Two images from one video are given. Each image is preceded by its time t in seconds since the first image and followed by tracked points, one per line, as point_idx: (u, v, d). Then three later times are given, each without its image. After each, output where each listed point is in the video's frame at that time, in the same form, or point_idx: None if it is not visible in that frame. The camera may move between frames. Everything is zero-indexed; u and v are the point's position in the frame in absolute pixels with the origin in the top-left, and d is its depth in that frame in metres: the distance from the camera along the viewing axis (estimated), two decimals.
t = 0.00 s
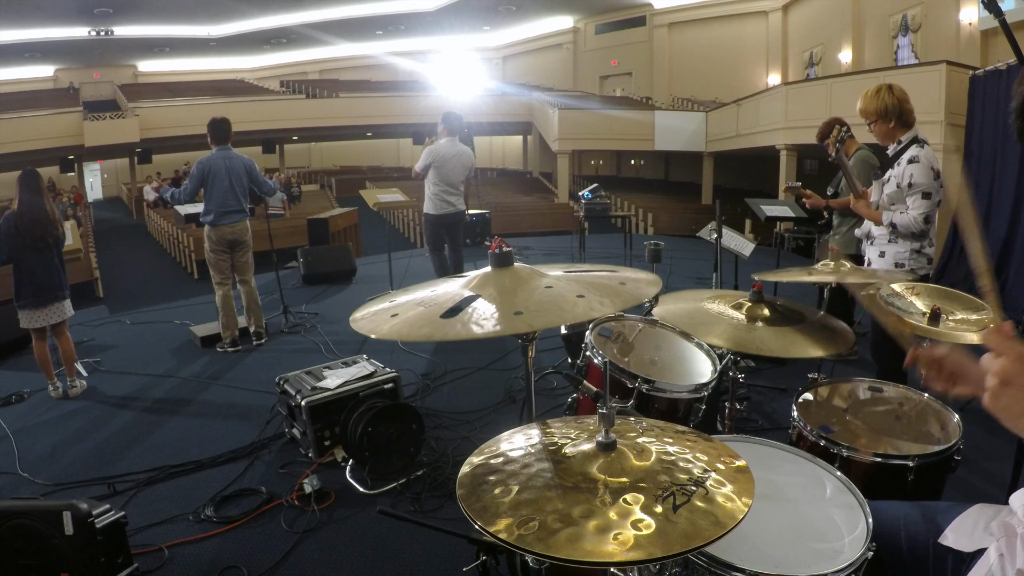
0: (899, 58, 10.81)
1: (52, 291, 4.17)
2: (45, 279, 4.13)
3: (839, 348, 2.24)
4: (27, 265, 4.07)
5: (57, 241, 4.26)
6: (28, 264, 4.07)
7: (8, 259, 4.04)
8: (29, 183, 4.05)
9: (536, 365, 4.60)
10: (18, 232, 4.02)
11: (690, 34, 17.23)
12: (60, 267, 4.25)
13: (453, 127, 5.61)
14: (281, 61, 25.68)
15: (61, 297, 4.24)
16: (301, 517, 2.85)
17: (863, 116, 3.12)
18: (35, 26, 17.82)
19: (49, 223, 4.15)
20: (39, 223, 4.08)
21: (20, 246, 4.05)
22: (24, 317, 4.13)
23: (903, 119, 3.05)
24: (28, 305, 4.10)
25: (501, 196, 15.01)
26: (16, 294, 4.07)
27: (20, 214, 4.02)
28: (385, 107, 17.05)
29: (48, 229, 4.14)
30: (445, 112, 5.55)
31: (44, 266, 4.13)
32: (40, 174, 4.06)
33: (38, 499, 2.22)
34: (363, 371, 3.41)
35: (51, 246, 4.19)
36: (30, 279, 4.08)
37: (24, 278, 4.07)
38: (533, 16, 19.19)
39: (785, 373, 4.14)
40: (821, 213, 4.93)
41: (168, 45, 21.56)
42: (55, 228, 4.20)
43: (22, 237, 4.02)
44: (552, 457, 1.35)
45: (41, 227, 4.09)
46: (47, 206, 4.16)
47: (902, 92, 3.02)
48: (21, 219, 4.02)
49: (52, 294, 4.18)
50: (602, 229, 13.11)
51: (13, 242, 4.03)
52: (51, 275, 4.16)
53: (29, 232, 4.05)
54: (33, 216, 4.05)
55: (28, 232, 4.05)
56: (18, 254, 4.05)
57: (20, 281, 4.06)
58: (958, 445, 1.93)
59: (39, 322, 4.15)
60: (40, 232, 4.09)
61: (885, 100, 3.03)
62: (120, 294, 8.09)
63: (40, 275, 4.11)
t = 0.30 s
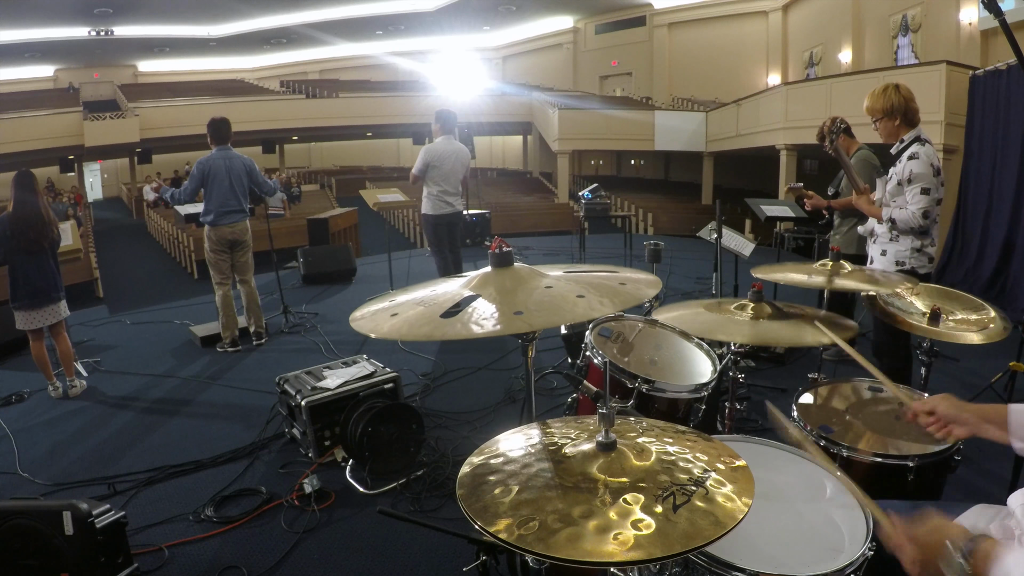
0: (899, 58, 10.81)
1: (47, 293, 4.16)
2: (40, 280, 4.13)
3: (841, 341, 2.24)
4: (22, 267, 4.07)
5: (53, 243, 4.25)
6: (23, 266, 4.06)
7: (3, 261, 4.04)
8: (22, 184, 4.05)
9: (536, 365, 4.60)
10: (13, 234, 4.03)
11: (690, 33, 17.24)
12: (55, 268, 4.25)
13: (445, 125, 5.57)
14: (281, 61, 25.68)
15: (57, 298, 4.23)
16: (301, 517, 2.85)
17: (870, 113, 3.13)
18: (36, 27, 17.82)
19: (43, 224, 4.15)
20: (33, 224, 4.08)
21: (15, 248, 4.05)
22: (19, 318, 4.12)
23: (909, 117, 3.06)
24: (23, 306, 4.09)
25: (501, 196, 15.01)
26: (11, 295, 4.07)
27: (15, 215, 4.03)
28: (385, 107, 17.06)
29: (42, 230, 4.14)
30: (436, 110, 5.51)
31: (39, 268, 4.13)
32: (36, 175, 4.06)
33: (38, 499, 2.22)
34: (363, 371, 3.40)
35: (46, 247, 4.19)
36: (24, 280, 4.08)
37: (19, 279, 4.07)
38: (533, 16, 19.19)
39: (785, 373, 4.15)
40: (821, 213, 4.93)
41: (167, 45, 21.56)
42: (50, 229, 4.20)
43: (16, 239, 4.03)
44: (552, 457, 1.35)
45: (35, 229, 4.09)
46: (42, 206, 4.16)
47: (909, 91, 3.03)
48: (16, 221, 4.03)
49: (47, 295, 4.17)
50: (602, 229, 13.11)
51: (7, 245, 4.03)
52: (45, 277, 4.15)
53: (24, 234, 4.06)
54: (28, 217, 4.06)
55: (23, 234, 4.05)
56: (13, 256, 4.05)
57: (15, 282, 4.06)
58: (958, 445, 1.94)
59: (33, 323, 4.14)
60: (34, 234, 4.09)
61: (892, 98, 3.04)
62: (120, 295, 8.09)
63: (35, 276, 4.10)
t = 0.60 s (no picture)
0: (899, 58, 10.82)
1: (44, 293, 4.16)
2: (37, 281, 4.13)
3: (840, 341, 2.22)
4: (19, 268, 4.07)
5: (50, 244, 4.25)
6: (19, 267, 4.06)
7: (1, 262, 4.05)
8: (20, 185, 4.06)
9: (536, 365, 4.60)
10: (10, 235, 4.04)
11: (690, 33, 17.25)
12: (53, 268, 4.25)
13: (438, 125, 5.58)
14: (281, 61, 25.69)
15: (54, 299, 4.22)
16: (301, 517, 2.85)
17: (872, 115, 3.12)
18: (35, 26, 17.82)
19: (37, 224, 4.14)
20: (28, 225, 4.09)
21: (11, 250, 4.05)
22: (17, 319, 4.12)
23: (912, 119, 3.06)
24: (20, 307, 4.09)
25: (501, 196, 15.02)
26: (9, 296, 4.07)
27: (11, 217, 4.04)
28: (386, 107, 17.07)
29: (38, 231, 4.14)
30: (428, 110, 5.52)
31: (35, 268, 4.12)
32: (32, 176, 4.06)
33: (37, 499, 2.22)
34: (363, 371, 3.40)
35: (43, 248, 4.19)
36: (21, 281, 4.08)
37: (16, 280, 4.07)
38: (533, 16, 19.19)
39: (785, 373, 4.15)
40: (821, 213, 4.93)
41: (167, 45, 21.56)
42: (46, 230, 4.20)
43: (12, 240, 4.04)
44: (552, 457, 1.35)
45: (31, 230, 4.09)
46: (36, 204, 4.15)
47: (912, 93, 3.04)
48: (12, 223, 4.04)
49: (44, 295, 4.16)
50: (602, 229, 13.12)
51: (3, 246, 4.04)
52: (42, 277, 4.15)
53: (20, 235, 4.06)
54: (23, 218, 4.06)
55: (19, 235, 4.06)
56: (9, 257, 4.06)
57: (12, 283, 4.06)
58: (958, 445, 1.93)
59: (32, 323, 4.14)
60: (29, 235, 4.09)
61: (895, 99, 3.04)
62: (120, 295, 8.09)
63: (32, 276, 4.10)
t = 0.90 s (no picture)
0: (899, 58, 10.82)
1: (44, 292, 4.15)
2: (37, 280, 4.12)
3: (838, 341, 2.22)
4: (18, 267, 4.07)
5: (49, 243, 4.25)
6: (18, 267, 4.06)
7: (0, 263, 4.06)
8: (17, 185, 4.06)
9: (536, 365, 4.60)
10: (9, 236, 4.05)
11: (690, 33, 17.24)
12: (53, 269, 4.24)
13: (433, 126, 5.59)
14: (281, 61, 25.69)
15: (55, 298, 4.21)
16: (301, 517, 2.85)
17: (881, 115, 3.12)
18: (35, 26, 17.81)
19: (34, 224, 4.13)
20: (26, 225, 4.09)
21: (9, 250, 4.05)
22: (19, 318, 4.13)
23: (921, 121, 3.06)
24: (21, 306, 4.09)
25: (500, 196, 15.02)
26: (10, 296, 4.08)
27: (10, 218, 4.05)
28: (385, 107, 17.06)
29: (37, 231, 4.13)
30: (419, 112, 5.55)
31: (34, 268, 4.11)
32: (28, 176, 4.06)
33: (37, 499, 2.22)
34: (363, 371, 3.40)
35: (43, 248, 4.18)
36: (20, 281, 4.07)
37: (16, 279, 4.07)
38: (533, 16, 19.19)
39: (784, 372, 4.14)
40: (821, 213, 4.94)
41: (167, 45, 21.55)
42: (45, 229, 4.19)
43: (11, 241, 4.05)
44: (552, 457, 1.35)
45: (28, 230, 4.09)
46: (33, 204, 4.15)
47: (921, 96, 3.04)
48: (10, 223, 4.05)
49: (44, 294, 4.16)
50: (602, 229, 13.12)
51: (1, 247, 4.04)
52: (42, 276, 4.14)
53: (18, 236, 4.06)
54: (21, 219, 4.07)
55: (17, 236, 4.06)
56: (7, 258, 4.05)
57: (12, 283, 4.06)
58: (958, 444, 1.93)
59: (33, 323, 4.13)
60: (28, 235, 4.09)
61: (907, 100, 3.03)
62: (119, 295, 8.09)
63: (31, 276, 4.10)
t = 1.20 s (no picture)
0: (899, 58, 10.82)
1: (47, 291, 4.18)
2: (40, 279, 4.14)
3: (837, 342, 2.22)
4: (21, 267, 4.08)
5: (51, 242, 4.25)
6: (21, 266, 4.06)
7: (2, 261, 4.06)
8: (19, 184, 4.05)
9: (536, 365, 4.60)
10: (10, 235, 4.04)
11: (690, 34, 17.24)
12: (55, 267, 4.25)
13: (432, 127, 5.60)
14: (281, 61, 25.68)
15: (57, 296, 4.24)
16: (301, 517, 2.85)
17: (896, 106, 3.09)
18: (35, 27, 17.80)
19: (37, 223, 4.13)
20: (28, 224, 4.08)
21: (12, 250, 4.05)
22: (22, 316, 4.15)
23: (931, 118, 3.06)
24: (24, 305, 4.11)
25: (501, 196, 15.02)
26: (13, 294, 4.09)
27: (11, 217, 4.04)
28: (386, 107, 17.06)
29: (39, 230, 4.13)
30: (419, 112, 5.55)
31: (37, 267, 4.12)
32: (30, 175, 4.05)
33: (37, 499, 2.22)
34: (363, 371, 3.40)
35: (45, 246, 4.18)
36: (22, 279, 4.09)
37: (19, 279, 4.08)
38: (533, 16, 19.19)
39: (785, 372, 4.15)
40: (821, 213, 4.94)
41: (167, 46, 21.55)
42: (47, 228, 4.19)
43: (13, 240, 4.04)
44: (552, 457, 1.35)
45: (30, 229, 4.08)
46: (35, 205, 4.14)
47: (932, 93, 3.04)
48: (12, 221, 4.04)
49: (47, 293, 4.18)
50: (602, 229, 13.11)
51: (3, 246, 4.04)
52: (45, 275, 4.16)
53: (19, 235, 4.05)
54: (23, 217, 4.06)
55: (19, 235, 4.05)
56: (9, 257, 4.05)
57: (14, 282, 4.07)
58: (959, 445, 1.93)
59: (37, 321, 4.16)
60: (30, 235, 4.08)
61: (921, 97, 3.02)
62: (119, 295, 8.09)
63: (33, 275, 4.10)
